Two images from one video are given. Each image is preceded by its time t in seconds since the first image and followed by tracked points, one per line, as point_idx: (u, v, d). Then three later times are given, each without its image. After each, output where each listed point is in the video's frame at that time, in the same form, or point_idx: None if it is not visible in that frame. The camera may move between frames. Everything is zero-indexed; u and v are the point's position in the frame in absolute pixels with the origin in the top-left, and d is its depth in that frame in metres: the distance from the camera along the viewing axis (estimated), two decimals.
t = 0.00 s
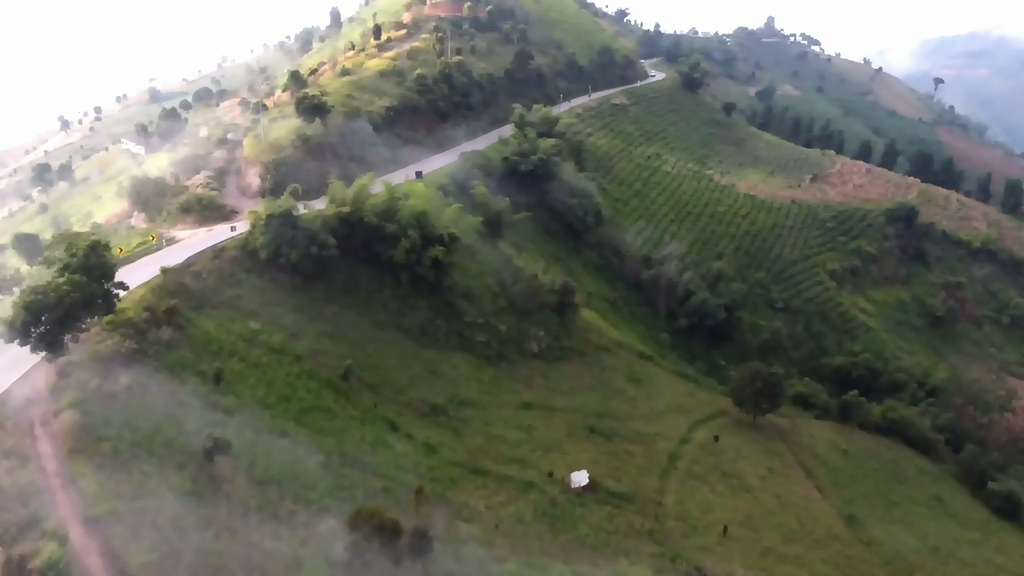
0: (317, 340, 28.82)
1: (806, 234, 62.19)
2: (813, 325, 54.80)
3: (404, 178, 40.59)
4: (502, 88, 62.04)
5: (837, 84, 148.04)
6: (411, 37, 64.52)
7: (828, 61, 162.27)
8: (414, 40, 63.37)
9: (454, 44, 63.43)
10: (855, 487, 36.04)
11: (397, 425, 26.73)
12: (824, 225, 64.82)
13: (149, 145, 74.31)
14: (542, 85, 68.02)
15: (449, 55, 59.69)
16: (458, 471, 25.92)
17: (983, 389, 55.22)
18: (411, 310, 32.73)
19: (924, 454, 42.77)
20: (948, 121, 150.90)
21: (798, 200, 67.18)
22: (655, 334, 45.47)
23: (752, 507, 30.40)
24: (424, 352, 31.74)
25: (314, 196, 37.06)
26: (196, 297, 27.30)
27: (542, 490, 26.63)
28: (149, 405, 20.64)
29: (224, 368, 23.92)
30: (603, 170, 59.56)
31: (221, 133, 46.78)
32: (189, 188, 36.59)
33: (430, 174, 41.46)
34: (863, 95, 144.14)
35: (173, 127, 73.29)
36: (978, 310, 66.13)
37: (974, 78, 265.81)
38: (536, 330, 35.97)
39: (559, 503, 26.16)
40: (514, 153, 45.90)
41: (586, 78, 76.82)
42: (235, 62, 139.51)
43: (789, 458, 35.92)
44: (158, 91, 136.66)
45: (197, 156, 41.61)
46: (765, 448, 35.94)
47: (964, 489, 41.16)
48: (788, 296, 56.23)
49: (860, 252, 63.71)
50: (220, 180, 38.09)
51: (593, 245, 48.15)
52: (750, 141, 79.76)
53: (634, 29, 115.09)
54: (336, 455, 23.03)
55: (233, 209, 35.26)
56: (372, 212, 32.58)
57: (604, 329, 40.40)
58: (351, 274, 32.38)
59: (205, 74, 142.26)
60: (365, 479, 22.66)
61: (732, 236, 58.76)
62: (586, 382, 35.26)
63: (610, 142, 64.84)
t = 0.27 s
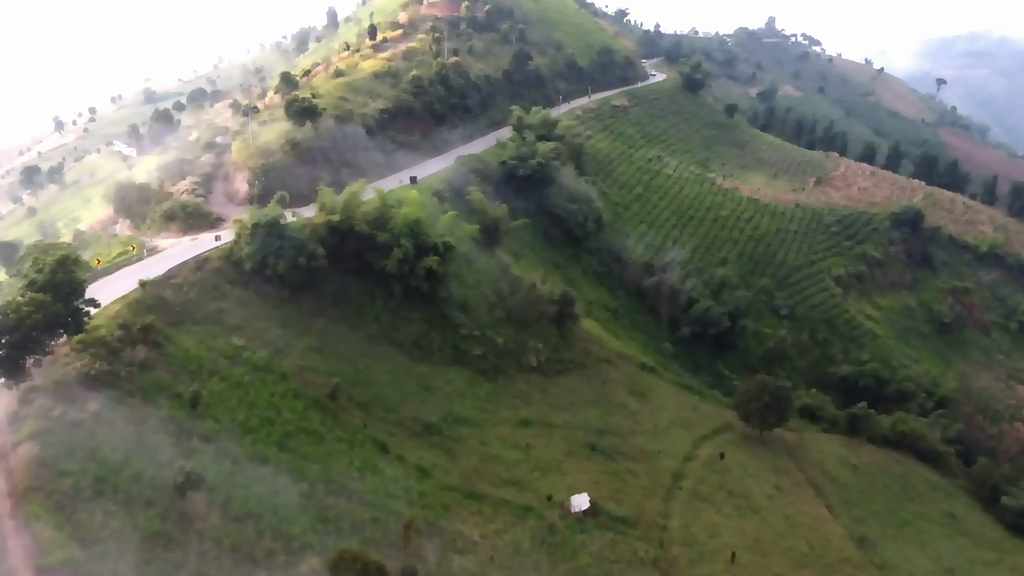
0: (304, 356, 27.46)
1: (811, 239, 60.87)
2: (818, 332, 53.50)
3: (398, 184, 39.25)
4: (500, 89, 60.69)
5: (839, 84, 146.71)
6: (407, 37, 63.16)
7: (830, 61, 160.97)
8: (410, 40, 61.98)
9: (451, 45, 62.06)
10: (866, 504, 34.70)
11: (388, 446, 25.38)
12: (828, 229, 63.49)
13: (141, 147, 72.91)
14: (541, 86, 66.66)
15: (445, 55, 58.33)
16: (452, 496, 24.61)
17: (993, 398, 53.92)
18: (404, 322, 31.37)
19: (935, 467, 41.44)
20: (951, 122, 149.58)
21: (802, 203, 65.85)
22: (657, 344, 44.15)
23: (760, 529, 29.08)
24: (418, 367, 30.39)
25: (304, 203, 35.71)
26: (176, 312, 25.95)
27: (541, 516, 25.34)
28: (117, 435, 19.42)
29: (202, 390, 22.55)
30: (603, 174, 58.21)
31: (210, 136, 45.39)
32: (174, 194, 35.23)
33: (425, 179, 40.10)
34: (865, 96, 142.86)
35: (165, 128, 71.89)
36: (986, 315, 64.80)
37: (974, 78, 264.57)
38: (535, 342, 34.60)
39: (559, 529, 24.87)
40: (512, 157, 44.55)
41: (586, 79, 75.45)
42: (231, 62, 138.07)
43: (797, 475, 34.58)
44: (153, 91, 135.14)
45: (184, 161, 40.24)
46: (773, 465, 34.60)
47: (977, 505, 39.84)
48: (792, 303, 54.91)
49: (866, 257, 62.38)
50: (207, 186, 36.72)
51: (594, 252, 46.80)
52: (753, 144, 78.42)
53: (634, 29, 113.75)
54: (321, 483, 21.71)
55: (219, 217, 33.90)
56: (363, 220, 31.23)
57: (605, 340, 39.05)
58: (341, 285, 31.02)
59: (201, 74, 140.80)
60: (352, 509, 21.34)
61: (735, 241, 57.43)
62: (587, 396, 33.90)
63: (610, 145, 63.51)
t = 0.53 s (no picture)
0: (292, 370, 26.35)
1: (815, 243, 59.83)
2: (823, 339, 52.44)
3: (393, 189, 38.18)
4: (498, 91, 59.60)
5: (840, 85, 145.66)
6: (404, 37, 62.11)
7: (831, 62, 159.96)
8: (406, 41, 60.87)
9: (448, 45, 60.98)
10: (875, 520, 33.61)
11: (379, 468, 24.27)
12: (832, 233, 62.46)
13: (134, 149, 71.80)
14: (540, 87, 65.55)
15: (443, 56, 57.25)
16: (447, 520, 23.58)
17: (1000, 406, 52.87)
18: (398, 333, 30.26)
19: (944, 480, 40.34)
20: (953, 123, 148.50)
21: (806, 206, 64.81)
22: (659, 352, 43.07)
23: (766, 550, 28.06)
24: (412, 380, 29.29)
25: (295, 208, 34.64)
26: (159, 325, 24.86)
27: (539, 540, 24.31)
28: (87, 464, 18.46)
29: (183, 412, 21.43)
30: (603, 177, 57.13)
31: (201, 139, 44.29)
32: (161, 200, 34.14)
33: (421, 184, 39.02)
34: (866, 97, 141.82)
35: (158, 130, 70.76)
36: (993, 320, 63.74)
37: (975, 79, 263.59)
38: (533, 352, 33.52)
39: (558, 554, 23.86)
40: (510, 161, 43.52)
41: (586, 80, 74.36)
42: (227, 61, 136.93)
43: (805, 490, 33.52)
44: (149, 91, 133.92)
45: (172, 164, 39.14)
46: (779, 480, 33.52)
47: (987, 519, 38.76)
48: (796, 309, 53.84)
49: (871, 261, 61.33)
50: (195, 191, 35.63)
51: (594, 257, 45.73)
52: (755, 146, 77.40)
53: (634, 30, 112.68)
54: (308, 509, 20.70)
55: (207, 223, 32.81)
56: (355, 227, 30.15)
57: (606, 349, 37.97)
58: (332, 295, 29.92)
59: (197, 75, 139.60)
60: (340, 538, 20.41)
61: (738, 246, 56.37)
62: (587, 409, 32.82)
63: (611, 147, 62.45)
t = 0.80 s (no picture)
0: (277, 389, 24.99)
1: (820, 248, 58.53)
2: (829, 347, 51.09)
3: (386, 195, 36.83)
4: (496, 93, 58.23)
5: (842, 86, 144.36)
6: (401, 37, 60.76)
7: (833, 62, 158.65)
8: (402, 41, 59.49)
9: (445, 46, 59.59)
10: (888, 542, 32.28)
11: (368, 495, 22.93)
12: (838, 238, 61.14)
13: (124, 151, 70.37)
14: (539, 88, 64.15)
15: (439, 56, 55.88)
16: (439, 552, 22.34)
17: (1010, 416, 51.60)
18: (390, 348, 28.90)
19: (957, 496, 39.00)
20: (955, 124, 147.17)
21: (810, 210, 63.49)
22: (661, 363, 41.73)
23: None
24: (404, 397, 27.93)
25: (284, 216, 33.28)
26: (135, 343, 23.53)
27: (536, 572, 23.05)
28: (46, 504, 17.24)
29: (152, 442, 20.29)
30: (603, 181, 55.80)
31: (189, 143, 42.91)
32: (145, 207, 32.80)
33: (415, 190, 37.67)
34: (868, 98, 140.55)
35: (149, 132, 69.38)
36: (1001, 327, 62.43)
37: (976, 79, 262.31)
38: (532, 366, 32.15)
39: None
40: (508, 166, 42.23)
41: (585, 81, 72.99)
42: (223, 61, 135.46)
43: (815, 510, 32.18)
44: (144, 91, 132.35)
45: (158, 169, 37.76)
46: (788, 499, 32.19)
47: (1002, 537, 37.43)
48: (802, 316, 52.49)
49: (877, 267, 60.01)
50: (180, 197, 34.27)
51: (594, 265, 44.38)
52: (758, 148, 76.07)
53: (634, 30, 111.33)
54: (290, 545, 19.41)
55: (192, 231, 31.46)
56: (345, 237, 28.81)
57: (607, 362, 36.61)
58: (321, 308, 28.54)
59: (193, 75, 138.10)
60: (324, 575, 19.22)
61: (742, 251, 55.04)
62: (588, 425, 31.46)
63: (611, 150, 61.09)
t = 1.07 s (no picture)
0: (262, 409, 23.78)
1: (825, 253, 57.30)
2: (835, 356, 49.85)
3: (380, 201, 35.52)
4: (495, 94, 56.91)
5: (844, 86, 143.13)
6: (397, 37, 59.48)
7: (835, 63, 157.41)
8: (398, 41, 58.18)
9: (442, 46, 58.26)
10: (901, 563, 31.01)
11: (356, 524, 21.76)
12: (843, 242, 59.91)
13: (116, 153, 69.00)
14: (538, 89, 62.83)
15: (436, 57, 54.60)
16: None
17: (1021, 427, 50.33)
18: (382, 363, 27.62)
19: (971, 512, 37.71)
20: (958, 125, 145.94)
21: (816, 214, 62.24)
22: (664, 374, 40.50)
23: None
24: (397, 415, 26.67)
25: (271, 223, 31.95)
26: (111, 363, 22.30)
27: None
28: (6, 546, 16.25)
29: (122, 474, 19.19)
30: (604, 184, 54.52)
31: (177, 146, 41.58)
32: (128, 214, 31.50)
33: (410, 196, 36.36)
34: (870, 99, 139.34)
35: (141, 134, 68.01)
36: (1010, 334, 61.16)
37: (977, 80, 261.14)
38: (530, 380, 30.87)
39: None
40: (507, 170, 40.96)
41: (586, 82, 71.72)
42: (220, 61, 134.02)
43: (825, 531, 30.90)
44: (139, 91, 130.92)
45: (144, 174, 36.48)
46: (796, 519, 30.95)
47: (1017, 556, 36.15)
48: (807, 323, 51.25)
49: (884, 272, 58.75)
50: (166, 204, 32.98)
51: (595, 272, 43.10)
52: (761, 150, 74.81)
53: (635, 30, 110.07)
54: None
55: (176, 240, 30.15)
56: (336, 247, 27.55)
57: (609, 374, 35.34)
58: (310, 321, 27.26)
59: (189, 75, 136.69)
60: None
61: (746, 257, 53.75)
62: (590, 442, 30.19)
63: (612, 153, 59.79)
